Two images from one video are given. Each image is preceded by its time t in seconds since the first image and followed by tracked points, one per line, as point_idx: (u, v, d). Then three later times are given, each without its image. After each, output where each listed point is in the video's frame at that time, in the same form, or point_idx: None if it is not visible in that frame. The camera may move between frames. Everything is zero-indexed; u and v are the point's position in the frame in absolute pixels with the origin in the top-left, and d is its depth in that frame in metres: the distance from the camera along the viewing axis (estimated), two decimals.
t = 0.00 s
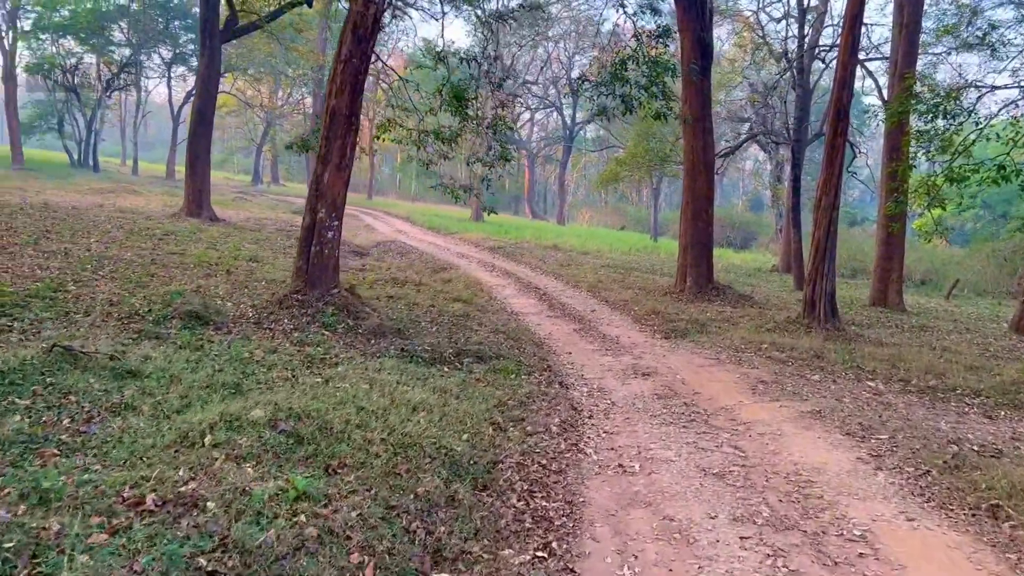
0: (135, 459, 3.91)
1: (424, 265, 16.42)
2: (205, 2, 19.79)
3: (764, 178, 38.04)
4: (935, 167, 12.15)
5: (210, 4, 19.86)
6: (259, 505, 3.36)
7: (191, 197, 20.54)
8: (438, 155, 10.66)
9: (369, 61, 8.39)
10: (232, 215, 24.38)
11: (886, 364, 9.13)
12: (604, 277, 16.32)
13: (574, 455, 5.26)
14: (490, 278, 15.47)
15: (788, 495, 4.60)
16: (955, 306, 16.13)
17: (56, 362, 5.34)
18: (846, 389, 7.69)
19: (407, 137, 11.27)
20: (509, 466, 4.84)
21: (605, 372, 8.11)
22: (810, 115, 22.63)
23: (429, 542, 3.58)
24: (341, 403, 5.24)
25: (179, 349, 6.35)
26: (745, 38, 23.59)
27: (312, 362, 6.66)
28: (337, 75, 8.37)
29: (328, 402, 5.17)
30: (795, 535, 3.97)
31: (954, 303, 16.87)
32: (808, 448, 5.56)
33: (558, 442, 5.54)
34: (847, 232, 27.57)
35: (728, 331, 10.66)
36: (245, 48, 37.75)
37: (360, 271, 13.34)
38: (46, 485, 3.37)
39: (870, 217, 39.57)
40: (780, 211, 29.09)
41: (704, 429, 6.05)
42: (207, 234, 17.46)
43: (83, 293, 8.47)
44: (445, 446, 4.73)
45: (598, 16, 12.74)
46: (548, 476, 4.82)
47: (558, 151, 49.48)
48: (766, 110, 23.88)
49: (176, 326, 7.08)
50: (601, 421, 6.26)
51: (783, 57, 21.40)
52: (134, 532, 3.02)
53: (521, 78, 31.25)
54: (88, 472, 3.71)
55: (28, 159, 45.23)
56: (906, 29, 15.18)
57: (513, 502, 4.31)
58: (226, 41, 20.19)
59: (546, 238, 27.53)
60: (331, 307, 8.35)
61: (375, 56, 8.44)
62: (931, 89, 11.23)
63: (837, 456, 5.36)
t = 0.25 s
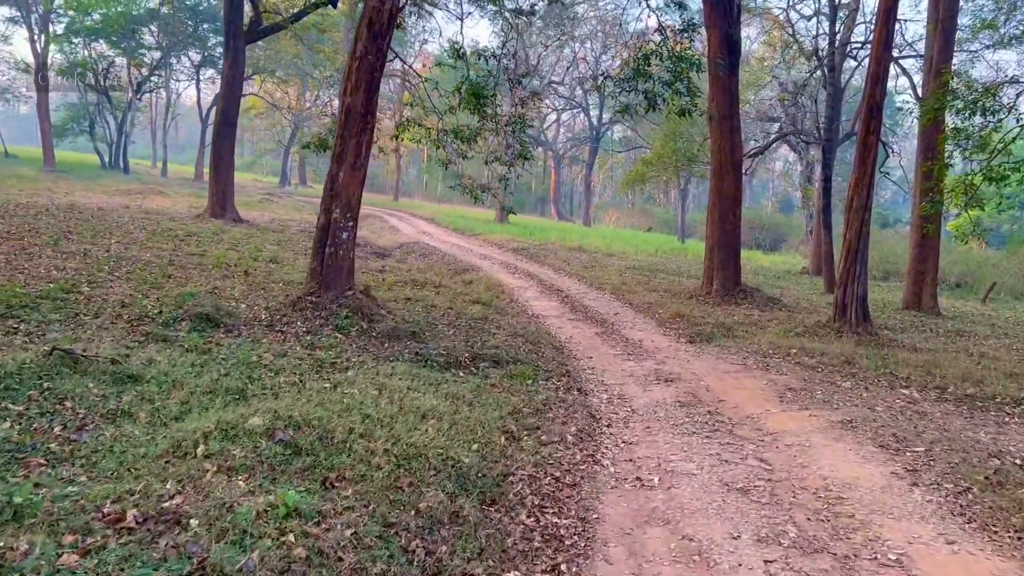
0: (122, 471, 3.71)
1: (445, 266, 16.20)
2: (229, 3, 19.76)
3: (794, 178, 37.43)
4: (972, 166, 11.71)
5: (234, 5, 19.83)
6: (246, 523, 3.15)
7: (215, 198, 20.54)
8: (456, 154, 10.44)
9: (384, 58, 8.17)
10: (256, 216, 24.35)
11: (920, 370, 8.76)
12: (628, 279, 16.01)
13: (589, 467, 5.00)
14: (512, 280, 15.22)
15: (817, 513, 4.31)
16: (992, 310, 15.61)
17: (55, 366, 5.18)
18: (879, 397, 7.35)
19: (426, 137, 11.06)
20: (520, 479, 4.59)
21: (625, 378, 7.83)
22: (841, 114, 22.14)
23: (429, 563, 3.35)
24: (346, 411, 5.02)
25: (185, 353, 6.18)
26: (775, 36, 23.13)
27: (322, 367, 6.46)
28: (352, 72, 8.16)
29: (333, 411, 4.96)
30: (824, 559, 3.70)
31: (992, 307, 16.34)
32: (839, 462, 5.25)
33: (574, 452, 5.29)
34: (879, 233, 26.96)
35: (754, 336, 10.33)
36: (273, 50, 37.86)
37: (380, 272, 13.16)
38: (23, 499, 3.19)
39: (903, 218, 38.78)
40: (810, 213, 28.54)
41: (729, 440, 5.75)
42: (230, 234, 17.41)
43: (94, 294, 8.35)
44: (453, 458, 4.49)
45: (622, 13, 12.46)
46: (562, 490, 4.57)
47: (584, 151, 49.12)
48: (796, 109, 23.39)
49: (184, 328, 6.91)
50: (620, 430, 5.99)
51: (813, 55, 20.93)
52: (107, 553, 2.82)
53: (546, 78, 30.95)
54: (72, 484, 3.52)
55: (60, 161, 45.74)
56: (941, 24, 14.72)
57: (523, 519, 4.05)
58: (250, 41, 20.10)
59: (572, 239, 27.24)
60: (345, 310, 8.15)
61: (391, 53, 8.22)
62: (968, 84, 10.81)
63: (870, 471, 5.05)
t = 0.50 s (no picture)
0: (111, 482, 3.55)
1: (464, 268, 16.03)
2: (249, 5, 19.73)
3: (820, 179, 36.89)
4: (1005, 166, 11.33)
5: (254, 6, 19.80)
6: (232, 542, 2.97)
7: (235, 199, 20.56)
8: (473, 154, 10.26)
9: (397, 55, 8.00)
10: (276, 217, 24.34)
11: (951, 377, 8.44)
12: (649, 282, 15.75)
13: (603, 480, 4.78)
14: (530, 282, 15.02)
15: (843, 531, 4.07)
16: None
17: (54, 371, 5.04)
18: (910, 406, 7.05)
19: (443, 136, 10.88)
20: (530, 492, 4.38)
21: (644, 384, 7.59)
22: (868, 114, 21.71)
23: None
24: (350, 420, 4.84)
25: (190, 357, 6.04)
26: (800, 35, 22.73)
27: (330, 372, 6.30)
28: (365, 70, 8.00)
29: (336, 419, 4.78)
30: None
31: None
32: (867, 475, 4.99)
33: (588, 463, 5.07)
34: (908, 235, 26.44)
35: (778, 340, 10.05)
36: (296, 52, 37.94)
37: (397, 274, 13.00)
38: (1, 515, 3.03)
39: (931, 220, 38.09)
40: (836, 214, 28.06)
41: (751, 450, 5.51)
42: (248, 236, 17.35)
43: (105, 296, 8.25)
44: (459, 470, 4.29)
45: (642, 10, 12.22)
46: (573, 504, 4.35)
47: (607, 152, 48.81)
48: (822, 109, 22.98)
49: (191, 331, 6.77)
50: (637, 440, 5.76)
51: (840, 54, 20.52)
52: (82, 574, 2.66)
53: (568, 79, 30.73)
54: (57, 497, 3.36)
55: (86, 163, 46.15)
56: (971, 21, 14.32)
57: (531, 536, 3.85)
58: (270, 42, 20.03)
59: (593, 241, 26.96)
60: (357, 313, 7.98)
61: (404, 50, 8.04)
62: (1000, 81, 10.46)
63: (899, 486, 4.79)
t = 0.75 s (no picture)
0: (97, 493, 3.41)
1: (484, 270, 15.86)
2: (270, 6, 19.69)
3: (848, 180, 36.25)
4: None
5: (275, 8, 19.76)
6: (215, 562, 2.80)
7: (256, 201, 20.57)
8: (490, 154, 10.07)
9: (411, 54, 7.84)
10: (298, 219, 24.33)
11: (985, 383, 8.10)
12: (672, 284, 15.47)
13: (617, 493, 4.57)
14: (551, 284, 14.80)
15: (871, 551, 3.83)
16: None
17: (53, 375, 4.88)
18: (943, 415, 6.75)
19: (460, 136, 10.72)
20: (539, 505, 4.18)
21: (663, 391, 7.35)
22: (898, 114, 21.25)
23: None
24: (353, 428, 4.66)
25: (197, 361, 5.91)
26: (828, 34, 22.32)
27: (339, 377, 6.13)
28: (378, 68, 7.84)
29: (339, 428, 4.61)
30: None
31: None
32: (896, 489, 4.73)
33: (602, 475, 4.86)
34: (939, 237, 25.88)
35: (804, 345, 9.75)
36: (320, 54, 38.00)
37: (415, 276, 12.86)
38: None
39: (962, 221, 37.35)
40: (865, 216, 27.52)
41: (774, 462, 5.26)
42: (269, 237, 17.29)
43: (117, 297, 8.16)
44: (464, 482, 4.10)
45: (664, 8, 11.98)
46: (584, 519, 4.14)
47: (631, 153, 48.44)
48: (850, 109, 22.54)
49: (200, 335, 6.63)
50: (655, 449, 5.53)
51: (868, 52, 20.09)
52: None
53: (592, 80, 30.50)
54: (39, 510, 3.22)
55: (114, 165, 46.58)
56: (1003, 18, 13.91)
57: (538, 553, 3.65)
58: (292, 44, 19.97)
59: (617, 243, 26.66)
60: (369, 315, 7.82)
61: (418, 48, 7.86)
62: None
63: (931, 501, 4.53)
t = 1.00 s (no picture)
0: (83, 505, 3.29)
1: (499, 272, 15.71)
2: (287, 8, 19.67)
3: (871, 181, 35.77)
4: None
5: (292, 9, 19.73)
6: None
7: (273, 202, 20.55)
8: (503, 155, 9.92)
9: (422, 52, 7.70)
10: (316, 221, 24.31)
11: (1012, 390, 7.84)
12: (691, 287, 15.24)
13: (627, 507, 4.40)
14: (567, 287, 14.63)
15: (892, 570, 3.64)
16: None
17: (51, 381, 4.79)
18: (969, 423, 6.51)
19: (473, 136, 10.58)
20: (544, 519, 4.02)
21: (678, 397, 7.16)
22: (922, 114, 20.87)
23: None
24: (354, 436, 4.52)
25: (200, 366, 5.80)
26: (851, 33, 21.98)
27: (344, 382, 6.00)
28: (388, 68, 7.71)
29: (339, 436, 4.48)
30: None
31: None
32: (919, 503, 4.52)
33: (611, 486, 4.68)
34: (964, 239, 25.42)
35: (825, 350, 9.52)
36: (340, 56, 38.04)
37: (430, 278, 12.73)
38: None
39: (988, 223, 36.75)
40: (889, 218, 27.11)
41: (791, 473, 5.07)
42: (285, 239, 17.24)
43: (126, 300, 8.09)
44: (466, 494, 3.94)
45: (682, 7, 11.78)
46: (591, 534, 3.97)
47: (651, 154, 48.14)
48: (873, 109, 22.18)
49: (206, 338, 6.54)
50: (667, 459, 5.35)
51: (892, 52, 19.74)
52: None
53: (611, 81, 30.31)
54: (21, 522, 3.11)
55: (136, 167, 46.90)
56: None
57: (541, 570, 3.49)
58: (309, 46, 19.89)
59: (635, 244, 26.43)
60: (379, 319, 7.70)
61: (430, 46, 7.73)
62: None
63: (956, 516, 4.32)
